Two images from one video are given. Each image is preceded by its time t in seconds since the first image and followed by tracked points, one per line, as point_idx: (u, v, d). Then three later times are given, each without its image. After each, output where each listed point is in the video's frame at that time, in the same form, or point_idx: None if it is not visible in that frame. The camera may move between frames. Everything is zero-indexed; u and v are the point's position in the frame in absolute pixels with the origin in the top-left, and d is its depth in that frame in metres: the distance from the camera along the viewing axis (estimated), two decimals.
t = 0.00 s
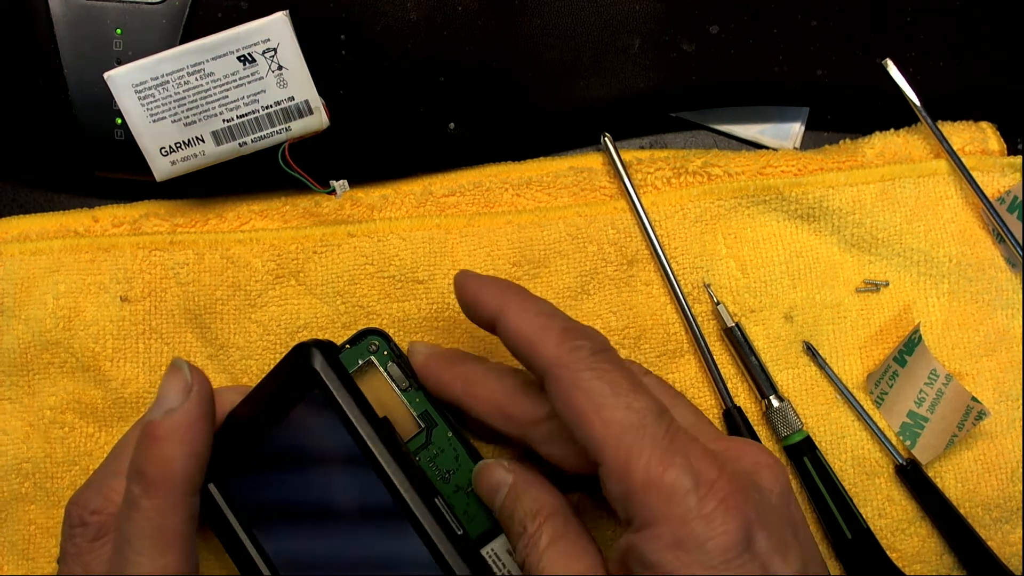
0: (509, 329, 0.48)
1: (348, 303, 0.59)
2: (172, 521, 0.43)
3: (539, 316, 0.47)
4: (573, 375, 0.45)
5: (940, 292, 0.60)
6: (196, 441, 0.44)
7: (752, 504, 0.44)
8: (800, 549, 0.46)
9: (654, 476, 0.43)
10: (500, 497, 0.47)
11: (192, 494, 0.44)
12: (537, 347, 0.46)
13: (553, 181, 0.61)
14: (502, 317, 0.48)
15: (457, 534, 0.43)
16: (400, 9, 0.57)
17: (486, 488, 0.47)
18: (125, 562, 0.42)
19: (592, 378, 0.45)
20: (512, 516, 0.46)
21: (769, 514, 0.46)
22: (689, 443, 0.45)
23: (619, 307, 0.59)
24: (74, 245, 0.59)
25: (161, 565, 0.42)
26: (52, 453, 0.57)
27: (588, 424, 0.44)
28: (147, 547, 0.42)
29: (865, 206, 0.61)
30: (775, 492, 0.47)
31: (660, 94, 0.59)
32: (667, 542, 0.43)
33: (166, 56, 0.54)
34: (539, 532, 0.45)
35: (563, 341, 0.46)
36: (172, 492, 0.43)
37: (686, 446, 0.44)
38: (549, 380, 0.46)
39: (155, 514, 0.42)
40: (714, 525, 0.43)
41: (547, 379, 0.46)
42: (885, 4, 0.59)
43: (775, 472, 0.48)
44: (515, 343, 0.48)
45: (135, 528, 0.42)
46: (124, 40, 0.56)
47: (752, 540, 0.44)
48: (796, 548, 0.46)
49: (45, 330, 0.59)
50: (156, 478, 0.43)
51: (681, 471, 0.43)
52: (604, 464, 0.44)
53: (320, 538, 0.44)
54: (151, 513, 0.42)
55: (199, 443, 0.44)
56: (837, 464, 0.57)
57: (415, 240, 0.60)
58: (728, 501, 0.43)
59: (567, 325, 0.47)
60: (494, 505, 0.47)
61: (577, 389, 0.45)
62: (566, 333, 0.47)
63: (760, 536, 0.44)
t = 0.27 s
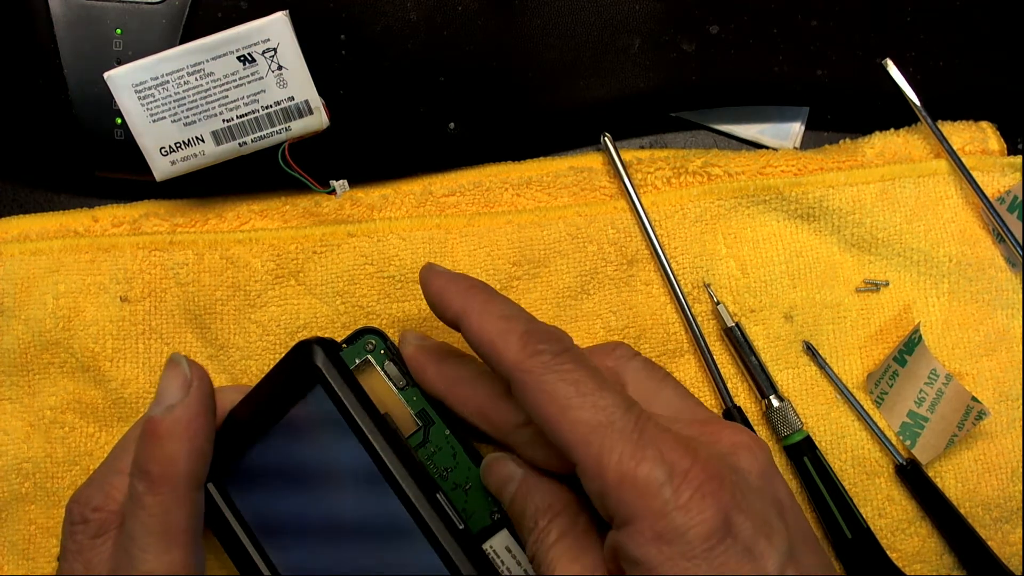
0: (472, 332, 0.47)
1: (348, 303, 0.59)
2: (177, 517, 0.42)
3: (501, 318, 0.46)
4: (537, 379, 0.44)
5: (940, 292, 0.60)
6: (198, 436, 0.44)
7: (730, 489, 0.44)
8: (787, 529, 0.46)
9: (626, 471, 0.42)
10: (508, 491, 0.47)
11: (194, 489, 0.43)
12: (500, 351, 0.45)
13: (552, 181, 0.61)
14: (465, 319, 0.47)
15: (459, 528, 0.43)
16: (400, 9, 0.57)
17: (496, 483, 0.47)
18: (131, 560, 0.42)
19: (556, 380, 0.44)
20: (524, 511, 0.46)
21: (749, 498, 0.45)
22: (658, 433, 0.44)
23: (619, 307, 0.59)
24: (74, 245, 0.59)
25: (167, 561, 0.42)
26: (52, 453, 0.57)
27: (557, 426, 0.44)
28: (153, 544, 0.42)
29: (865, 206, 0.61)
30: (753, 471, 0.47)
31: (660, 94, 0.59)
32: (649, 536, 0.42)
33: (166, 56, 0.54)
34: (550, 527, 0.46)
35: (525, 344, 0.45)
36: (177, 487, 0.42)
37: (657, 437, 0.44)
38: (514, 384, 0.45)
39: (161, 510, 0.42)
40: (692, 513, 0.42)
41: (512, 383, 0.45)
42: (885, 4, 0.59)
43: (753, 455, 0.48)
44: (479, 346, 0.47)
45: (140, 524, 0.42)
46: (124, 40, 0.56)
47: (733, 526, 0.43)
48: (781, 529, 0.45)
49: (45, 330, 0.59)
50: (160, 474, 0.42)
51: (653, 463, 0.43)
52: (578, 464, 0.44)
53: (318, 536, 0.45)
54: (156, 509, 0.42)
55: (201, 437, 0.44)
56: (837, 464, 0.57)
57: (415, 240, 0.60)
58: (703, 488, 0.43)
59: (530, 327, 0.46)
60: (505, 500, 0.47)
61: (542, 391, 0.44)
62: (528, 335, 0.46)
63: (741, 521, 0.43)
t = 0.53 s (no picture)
0: (467, 331, 0.46)
1: (348, 303, 0.59)
2: (175, 521, 0.42)
3: (496, 318, 0.46)
4: (534, 380, 0.44)
5: (940, 292, 0.60)
6: (195, 439, 0.43)
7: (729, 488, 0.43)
8: (787, 529, 0.46)
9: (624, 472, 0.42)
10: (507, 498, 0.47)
11: (192, 493, 0.43)
12: (495, 350, 0.45)
13: (553, 181, 0.61)
14: (460, 319, 0.47)
15: (457, 526, 0.43)
16: (400, 9, 0.57)
17: (494, 491, 0.47)
18: (129, 564, 0.42)
19: (553, 381, 0.44)
20: (521, 519, 0.46)
21: (747, 496, 0.45)
22: (656, 432, 0.44)
23: (620, 307, 0.59)
24: (73, 245, 0.59)
25: (163, 566, 0.42)
26: (52, 453, 0.57)
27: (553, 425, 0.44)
28: (149, 548, 0.42)
29: (864, 206, 0.61)
30: (750, 471, 0.47)
31: (660, 94, 0.59)
32: (650, 537, 0.42)
33: (167, 56, 0.54)
34: (549, 534, 0.45)
35: (522, 345, 0.45)
36: (174, 492, 0.42)
37: (654, 436, 0.43)
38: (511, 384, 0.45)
39: (158, 514, 0.42)
40: (692, 512, 0.42)
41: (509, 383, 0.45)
42: (885, 4, 0.59)
43: (750, 454, 0.48)
44: (475, 345, 0.46)
45: (137, 528, 0.42)
46: (124, 40, 0.56)
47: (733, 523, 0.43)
48: (781, 528, 0.45)
49: (45, 330, 0.59)
50: (158, 478, 0.42)
51: (652, 463, 0.42)
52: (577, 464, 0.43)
53: (316, 536, 0.45)
54: (153, 514, 0.42)
55: (199, 441, 0.43)
56: (837, 464, 0.57)
57: (415, 240, 0.60)
58: (702, 487, 0.42)
59: (525, 327, 0.46)
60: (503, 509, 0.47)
61: (539, 392, 0.44)
62: (523, 336, 0.45)
63: (742, 520, 0.43)
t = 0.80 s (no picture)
0: (561, 303, 0.47)
1: (348, 303, 0.59)
2: (174, 526, 0.43)
3: (595, 293, 0.47)
4: (628, 361, 0.45)
5: (940, 292, 0.60)
6: (196, 446, 0.43)
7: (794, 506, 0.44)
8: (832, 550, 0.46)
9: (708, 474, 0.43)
10: (503, 504, 0.46)
11: (192, 499, 0.43)
12: (590, 324, 0.46)
13: (552, 181, 0.61)
14: (554, 290, 0.47)
15: (456, 530, 0.43)
16: (400, 9, 0.57)
17: (490, 498, 0.47)
18: (126, 567, 0.42)
19: (649, 367, 0.45)
20: (516, 525, 0.46)
21: (807, 519, 0.46)
22: (738, 443, 0.45)
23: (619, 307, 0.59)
24: (73, 245, 0.59)
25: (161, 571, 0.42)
26: (53, 453, 0.57)
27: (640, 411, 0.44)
28: (147, 554, 0.42)
29: (864, 206, 0.61)
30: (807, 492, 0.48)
31: (660, 94, 0.59)
32: (713, 544, 0.42)
33: (166, 56, 0.54)
34: (547, 538, 0.45)
35: (621, 324, 0.46)
36: (173, 499, 0.43)
37: (737, 447, 0.44)
38: (602, 361, 0.46)
39: (157, 519, 0.42)
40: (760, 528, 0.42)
41: (598, 359, 0.46)
42: (885, 4, 0.59)
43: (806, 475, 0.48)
44: (566, 317, 0.47)
45: (137, 533, 0.42)
46: (124, 40, 0.56)
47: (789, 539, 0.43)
48: (828, 550, 0.46)
49: (45, 330, 0.59)
50: (158, 484, 0.42)
51: (733, 473, 0.43)
52: (650, 458, 0.44)
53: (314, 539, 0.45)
54: (153, 519, 0.42)
55: (199, 448, 0.44)
56: (837, 464, 0.57)
57: (415, 240, 0.60)
58: (775, 505, 0.43)
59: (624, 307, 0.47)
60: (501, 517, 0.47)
61: (631, 375, 0.45)
62: (624, 315, 0.46)
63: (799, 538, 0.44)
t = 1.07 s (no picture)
0: (529, 304, 0.46)
1: (348, 303, 0.59)
2: (182, 522, 0.42)
3: (564, 295, 0.46)
4: (594, 367, 0.44)
5: (940, 292, 0.60)
6: (204, 442, 0.43)
7: (766, 507, 0.44)
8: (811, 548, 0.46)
9: (673, 478, 0.42)
10: (503, 499, 0.46)
11: (200, 495, 0.43)
12: (557, 326, 0.46)
13: (552, 181, 0.61)
14: (524, 290, 0.47)
15: (458, 527, 0.43)
16: (400, 9, 0.57)
17: (489, 492, 0.47)
18: (133, 565, 0.42)
19: (614, 372, 0.44)
20: (515, 521, 0.46)
21: (781, 518, 0.45)
22: (706, 446, 0.44)
23: (620, 307, 0.59)
24: (73, 246, 0.59)
25: (169, 567, 0.42)
26: (53, 454, 0.57)
27: (607, 414, 0.44)
28: (155, 550, 0.42)
29: (864, 206, 0.61)
30: (784, 489, 0.47)
31: (660, 94, 0.59)
32: (683, 546, 0.42)
33: (166, 56, 0.54)
34: (544, 536, 0.45)
35: (588, 328, 0.45)
36: (181, 495, 0.42)
37: (705, 450, 0.43)
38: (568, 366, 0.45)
39: (165, 515, 0.42)
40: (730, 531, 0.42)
41: (565, 363, 0.46)
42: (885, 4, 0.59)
43: (786, 475, 0.48)
44: (535, 318, 0.46)
45: (144, 529, 0.42)
46: (124, 40, 0.56)
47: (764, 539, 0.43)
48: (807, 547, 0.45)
49: (45, 330, 0.59)
50: (166, 479, 0.42)
51: (700, 476, 0.42)
52: (619, 462, 0.43)
53: (315, 536, 0.45)
54: (161, 515, 0.42)
55: (207, 444, 0.43)
56: (837, 464, 0.57)
57: (415, 240, 0.60)
58: (742, 507, 0.42)
59: (592, 309, 0.46)
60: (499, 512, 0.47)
61: (596, 380, 0.44)
62: (590, 318, 0.45)
63: (772, 539, 0.43)
